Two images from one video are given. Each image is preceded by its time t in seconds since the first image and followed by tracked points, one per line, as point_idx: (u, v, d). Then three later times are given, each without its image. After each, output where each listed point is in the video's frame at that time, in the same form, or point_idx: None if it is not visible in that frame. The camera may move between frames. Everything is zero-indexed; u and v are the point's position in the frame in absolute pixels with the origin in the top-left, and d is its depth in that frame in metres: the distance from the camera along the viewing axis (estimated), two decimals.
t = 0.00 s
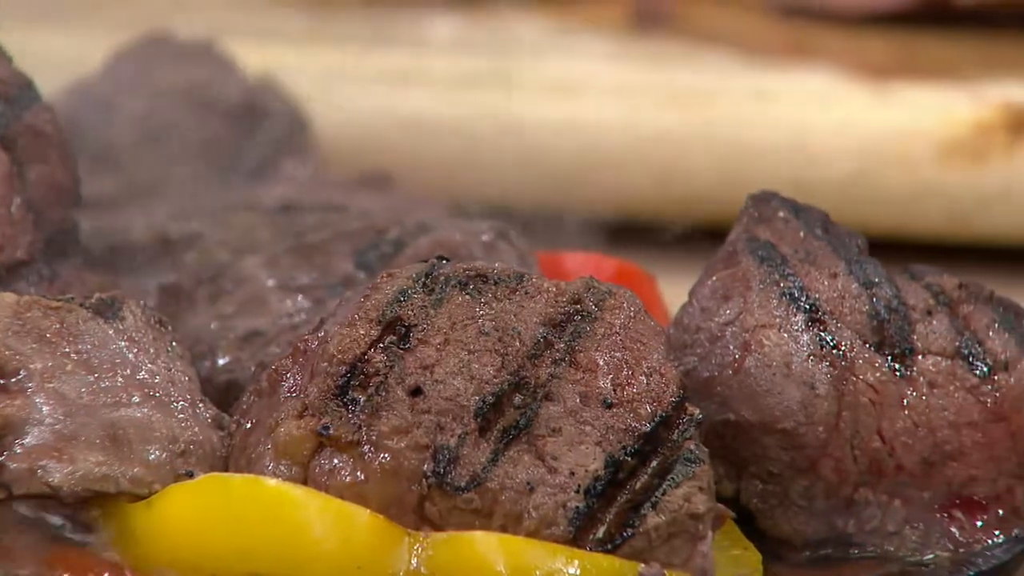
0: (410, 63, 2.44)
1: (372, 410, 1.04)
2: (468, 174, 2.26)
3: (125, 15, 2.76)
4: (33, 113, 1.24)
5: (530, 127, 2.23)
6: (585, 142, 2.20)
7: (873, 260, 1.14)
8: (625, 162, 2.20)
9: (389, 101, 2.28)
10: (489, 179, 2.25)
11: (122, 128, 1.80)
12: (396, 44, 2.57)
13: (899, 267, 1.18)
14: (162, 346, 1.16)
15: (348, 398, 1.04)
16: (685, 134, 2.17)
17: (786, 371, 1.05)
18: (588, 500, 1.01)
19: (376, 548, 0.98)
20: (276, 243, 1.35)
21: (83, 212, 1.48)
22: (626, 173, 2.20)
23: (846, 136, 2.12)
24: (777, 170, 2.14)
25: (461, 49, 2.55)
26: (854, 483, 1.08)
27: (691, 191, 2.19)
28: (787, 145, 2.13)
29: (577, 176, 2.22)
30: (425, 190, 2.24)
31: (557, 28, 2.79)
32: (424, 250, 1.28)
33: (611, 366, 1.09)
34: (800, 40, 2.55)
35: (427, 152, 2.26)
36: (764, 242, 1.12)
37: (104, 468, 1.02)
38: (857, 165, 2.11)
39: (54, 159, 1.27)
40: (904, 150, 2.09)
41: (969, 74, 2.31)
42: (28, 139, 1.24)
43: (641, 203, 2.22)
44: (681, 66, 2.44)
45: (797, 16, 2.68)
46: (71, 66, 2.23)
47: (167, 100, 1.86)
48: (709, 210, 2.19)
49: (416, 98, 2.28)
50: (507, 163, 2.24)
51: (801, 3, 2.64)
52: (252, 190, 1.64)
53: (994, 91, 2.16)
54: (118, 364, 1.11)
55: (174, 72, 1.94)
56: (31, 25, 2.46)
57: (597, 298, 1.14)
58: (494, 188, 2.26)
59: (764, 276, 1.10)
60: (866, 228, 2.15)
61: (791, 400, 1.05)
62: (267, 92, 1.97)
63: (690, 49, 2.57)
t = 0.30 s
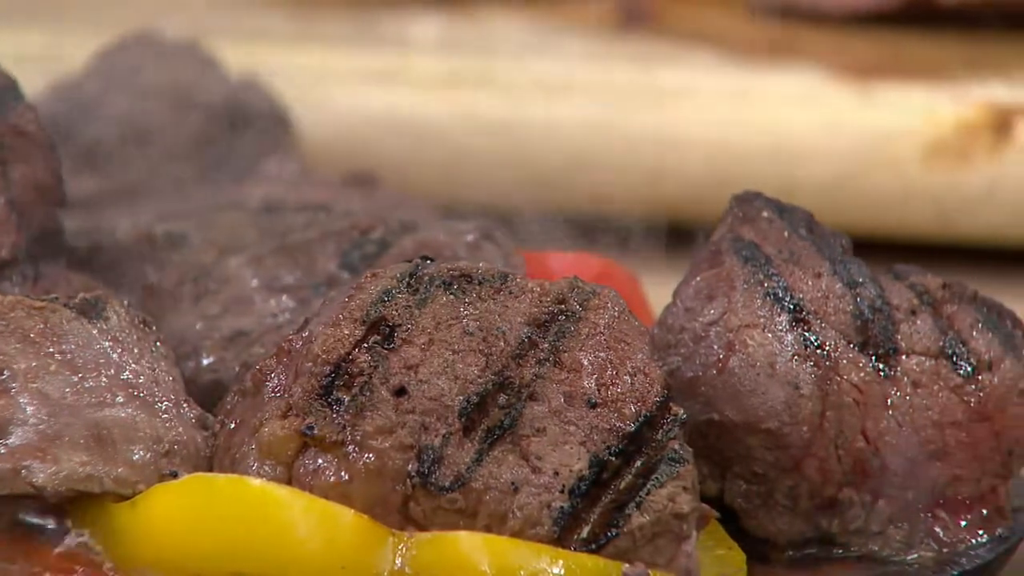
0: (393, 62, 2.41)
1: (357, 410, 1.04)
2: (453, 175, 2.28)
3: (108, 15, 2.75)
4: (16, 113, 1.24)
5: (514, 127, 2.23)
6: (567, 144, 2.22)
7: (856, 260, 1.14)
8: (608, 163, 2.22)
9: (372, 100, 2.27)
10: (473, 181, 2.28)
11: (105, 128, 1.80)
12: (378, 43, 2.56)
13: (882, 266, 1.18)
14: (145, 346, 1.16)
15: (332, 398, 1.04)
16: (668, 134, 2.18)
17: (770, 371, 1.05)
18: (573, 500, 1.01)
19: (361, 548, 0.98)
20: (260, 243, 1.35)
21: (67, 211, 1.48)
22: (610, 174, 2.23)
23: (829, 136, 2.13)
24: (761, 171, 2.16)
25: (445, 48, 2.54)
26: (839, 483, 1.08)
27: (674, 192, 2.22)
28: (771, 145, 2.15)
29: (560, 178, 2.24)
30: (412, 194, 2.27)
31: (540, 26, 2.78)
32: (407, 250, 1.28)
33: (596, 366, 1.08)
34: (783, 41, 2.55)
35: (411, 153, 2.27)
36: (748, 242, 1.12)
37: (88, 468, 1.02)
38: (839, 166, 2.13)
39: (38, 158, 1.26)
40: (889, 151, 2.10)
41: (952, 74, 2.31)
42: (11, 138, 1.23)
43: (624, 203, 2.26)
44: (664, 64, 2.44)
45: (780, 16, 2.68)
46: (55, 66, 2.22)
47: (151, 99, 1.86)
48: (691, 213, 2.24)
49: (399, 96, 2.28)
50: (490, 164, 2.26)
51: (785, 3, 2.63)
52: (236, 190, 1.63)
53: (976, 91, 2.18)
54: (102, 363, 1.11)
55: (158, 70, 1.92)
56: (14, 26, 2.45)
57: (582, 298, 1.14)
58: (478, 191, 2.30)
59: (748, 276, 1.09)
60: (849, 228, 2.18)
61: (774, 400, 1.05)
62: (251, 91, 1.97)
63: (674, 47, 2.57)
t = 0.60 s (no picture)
0: (376, 61, 2.41)
1: (341, 410, 1.03)
2: (436, 173, 2.26)
3: (91, 14, 2.73)
4: None
5: (500, 126, 2.23)
6: (552, 143, 2.22)
7: (840, 261, 1.14)
8: (593, 162, 2.21)
9: (355, 102, 2.27)
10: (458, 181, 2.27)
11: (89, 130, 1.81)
12: (361, 41, 2.55)
13: (866, 266, 1.18)
14: (130, 346, 1.15)
15: (317, 398, 1.04)
16: (654, 134, 2.19)
17: (754, 371, 1.05)
18: (557, 500, 1.01)
19: (344, 549, 0.98)
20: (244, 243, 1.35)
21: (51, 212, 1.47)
22: (595, 173, 2.22)
23: (813, 136, 2.14)
24: (747, 170, 2.17)
25: (428, 48, 2.53)
26: (822, 483, 1.08)
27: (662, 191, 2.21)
28: (756, 144, 2.16)
29: (547, 177, 2.23)
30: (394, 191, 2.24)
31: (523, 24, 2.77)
32: (390, 250, 1.28)
33: (580, 366, 1.09)
34: (768, 40, 2.55)
35: (395, 152, 2.26)
36: (732, 242, 1.12)
37: (72, 468, 1.02)
38: (823, 166, 2.15)
39: (22, 159, 1.26)
40: (871, 151, 2.13)
41: (932, 75, 2.32)
42: None
43: (609, 203, 2.25)
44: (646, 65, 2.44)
45: (765, 15, 2.67)
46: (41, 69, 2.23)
47: (133, 100, 1.87)
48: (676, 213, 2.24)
49: (382, 97, 2.28)
50: (474, 163, 2.25)
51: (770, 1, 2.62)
52: (220, 190, 1.63)
53: (955, 90, 2.21)
54: (85, 364, 1.11)
55: (143, 69, 1.92)
56: None
57: (566, 298, 1.14)
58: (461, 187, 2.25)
59: (732, 276, 1.09)
60: (833, 227, 2.19)
61: (758, 399, 1.05)
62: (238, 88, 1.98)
63: (657, 46, 2.56)
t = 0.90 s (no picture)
0: (360, 59, 2.40)
1: (325, 410, 1.03)
2: (422, 174, 2.30)
3: (73, 14, 2.71)
4: None
5: (485, 126, 2.25)
6: (536, 144, 2.24)
7: (824, 261, 1.14)
8: (575, 163, 2.25)
9: (340, 101, 2.28)
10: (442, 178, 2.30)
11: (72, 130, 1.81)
12: (344, 40, 2.55)
13: (850, 266, 1.18)
14: (114, 346, 1.15)
15: (301, 398, 1.04)
16: (637, 134, 2.22)
17: (738, 371, 1.05)
18: (541, 500, 1.01)
19: (329, 549, 0.98)
20: (228, 243, 1.35)
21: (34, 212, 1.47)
22: (582, 172, 2.25)
23: (794, 138, 2.18)
24: (729, 171, 2.22)
25: (411, 47, 2.52)
26: (807, 483, 1.08)
27: (645, 189, 2.26)
28: (737, 144, 2.20)
29: (533, 174, 2.27)
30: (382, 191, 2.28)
31: (505, 21, 2.77)
32: (374, 250, 1.28)
33: (564, 366, 1.08)
34: (753, 39, 2.54)
35: (380, 151, 2.28)
36: (716, 242, 1.12)
37: (55, 468, 1.02)
38: (803, 167, 2.20)
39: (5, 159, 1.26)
40: (853, 152, 2.19)
41: (916, 74, 2.33)
42: None
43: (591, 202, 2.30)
44: (630, 64, 2.44)
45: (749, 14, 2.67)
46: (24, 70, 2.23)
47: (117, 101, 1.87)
48: (658, 212, 2.28)
49: (365, 96, 2.28)
50: (458, 163, 2.28)
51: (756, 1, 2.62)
52: (204, 190, 1.62)
53: (941, 91, 2.23)
54: (69, 363, 1.10)
55: (128, 69, 1.92)
56: None
57: (550, 298, 1.14)
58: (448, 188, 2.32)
59: (716, 276, 1.09)
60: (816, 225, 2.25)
61: (742, 400, 1.05)
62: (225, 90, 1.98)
63: (642, 47, 2.55)
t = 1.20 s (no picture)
0: (345, 62, 2.39)
1: (310, 410, 1.03)
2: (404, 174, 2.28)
3: (58, 12, 2.70)
4: None
5: (468, 127, 2.24)
6: (517, 144, 2.23)
7: (808, 261, 1.14)
8: (557, 163, 2.23)
9: (325, 100, 2.28)
10: (425, 178, 2.29)
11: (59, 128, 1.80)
12: (330, 41, 2.53)
13: (835, 266, 1.18)
14: (99, 346, 1.15)
15: (286, 398, 1.04)
16: (622, 135, 2.20)
17: (723, 371, 1.05)
18: (526, 500, 1.01)
19: (314, 549, 0.97)
20: (213, 243, 1.35)
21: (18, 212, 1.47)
22: (565, 174, 2.23)
23: (778, 137, 2.18)
24: (713, 172, 2.20)
25: (395, 47, 2.51)
26: (791, 483, 1.08)
27: (627, 190, 2.24)
28: (721, 145, 2.19)
29: (515, 176, 2.25)
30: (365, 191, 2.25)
31: (492, 22, 2.75)
32: (359, 251, 1.27)
33: (549, 366, 1.08)
34: (736, 41, 2.55)
35: (363, 152, 2.28)
36: (701, 243, 1.12)
37: (40, 468, 1.02)
38: (786, 167, 2.19)
39: None
40: (837, 152, 2.18)
41: (903, 75, 2.32)
42: None
43: (573, 202, 2.28)
44: (617, 63, 2.44)
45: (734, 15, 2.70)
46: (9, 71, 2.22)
47: (106, 101, 1.86)
48: (641, 212, 2.27)
49: (347, 97, 2.27)
50: (442, 163, 2.26)
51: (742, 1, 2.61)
52: (189, 190, 1.62)
53: (923, 91, 2.23)
54: (54, 363, 1.10)
55: (109, 70, 1.91)
56: None
57: (535, 298, 1.14)
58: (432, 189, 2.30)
59: (701, 276, 1.10)
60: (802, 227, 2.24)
61: (727, 399, 1.05)
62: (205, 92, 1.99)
63: (628, 48, 2.54)
